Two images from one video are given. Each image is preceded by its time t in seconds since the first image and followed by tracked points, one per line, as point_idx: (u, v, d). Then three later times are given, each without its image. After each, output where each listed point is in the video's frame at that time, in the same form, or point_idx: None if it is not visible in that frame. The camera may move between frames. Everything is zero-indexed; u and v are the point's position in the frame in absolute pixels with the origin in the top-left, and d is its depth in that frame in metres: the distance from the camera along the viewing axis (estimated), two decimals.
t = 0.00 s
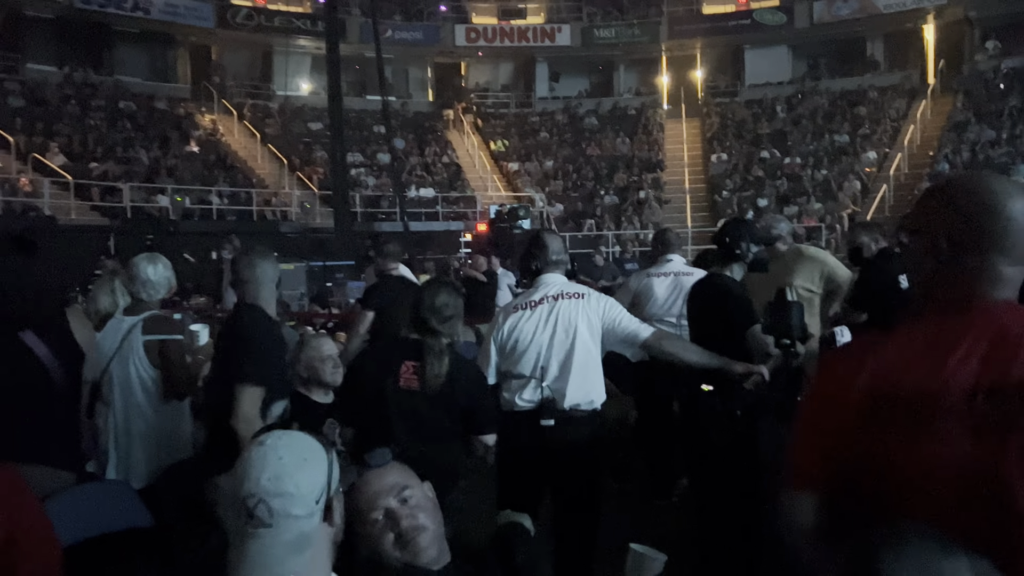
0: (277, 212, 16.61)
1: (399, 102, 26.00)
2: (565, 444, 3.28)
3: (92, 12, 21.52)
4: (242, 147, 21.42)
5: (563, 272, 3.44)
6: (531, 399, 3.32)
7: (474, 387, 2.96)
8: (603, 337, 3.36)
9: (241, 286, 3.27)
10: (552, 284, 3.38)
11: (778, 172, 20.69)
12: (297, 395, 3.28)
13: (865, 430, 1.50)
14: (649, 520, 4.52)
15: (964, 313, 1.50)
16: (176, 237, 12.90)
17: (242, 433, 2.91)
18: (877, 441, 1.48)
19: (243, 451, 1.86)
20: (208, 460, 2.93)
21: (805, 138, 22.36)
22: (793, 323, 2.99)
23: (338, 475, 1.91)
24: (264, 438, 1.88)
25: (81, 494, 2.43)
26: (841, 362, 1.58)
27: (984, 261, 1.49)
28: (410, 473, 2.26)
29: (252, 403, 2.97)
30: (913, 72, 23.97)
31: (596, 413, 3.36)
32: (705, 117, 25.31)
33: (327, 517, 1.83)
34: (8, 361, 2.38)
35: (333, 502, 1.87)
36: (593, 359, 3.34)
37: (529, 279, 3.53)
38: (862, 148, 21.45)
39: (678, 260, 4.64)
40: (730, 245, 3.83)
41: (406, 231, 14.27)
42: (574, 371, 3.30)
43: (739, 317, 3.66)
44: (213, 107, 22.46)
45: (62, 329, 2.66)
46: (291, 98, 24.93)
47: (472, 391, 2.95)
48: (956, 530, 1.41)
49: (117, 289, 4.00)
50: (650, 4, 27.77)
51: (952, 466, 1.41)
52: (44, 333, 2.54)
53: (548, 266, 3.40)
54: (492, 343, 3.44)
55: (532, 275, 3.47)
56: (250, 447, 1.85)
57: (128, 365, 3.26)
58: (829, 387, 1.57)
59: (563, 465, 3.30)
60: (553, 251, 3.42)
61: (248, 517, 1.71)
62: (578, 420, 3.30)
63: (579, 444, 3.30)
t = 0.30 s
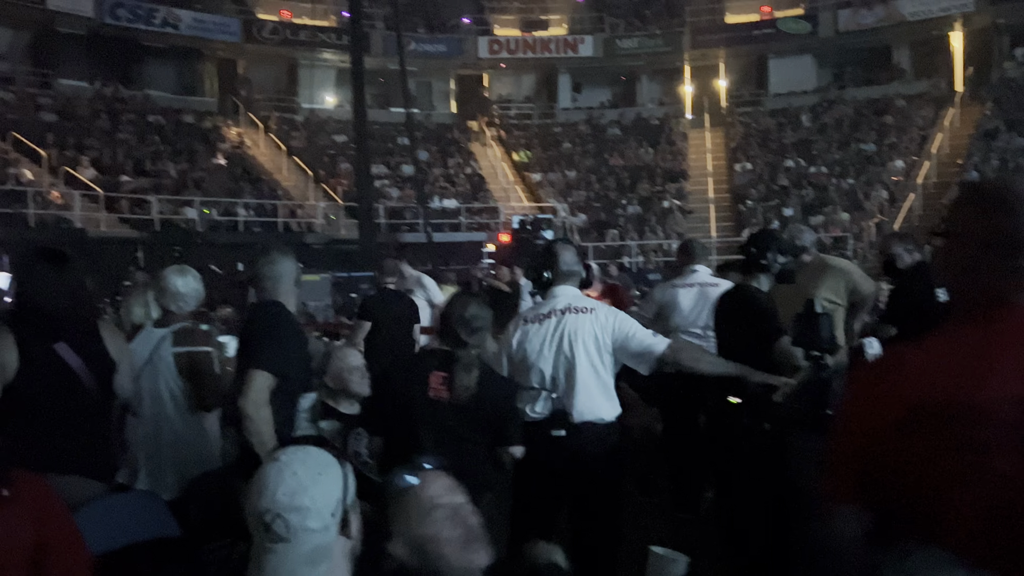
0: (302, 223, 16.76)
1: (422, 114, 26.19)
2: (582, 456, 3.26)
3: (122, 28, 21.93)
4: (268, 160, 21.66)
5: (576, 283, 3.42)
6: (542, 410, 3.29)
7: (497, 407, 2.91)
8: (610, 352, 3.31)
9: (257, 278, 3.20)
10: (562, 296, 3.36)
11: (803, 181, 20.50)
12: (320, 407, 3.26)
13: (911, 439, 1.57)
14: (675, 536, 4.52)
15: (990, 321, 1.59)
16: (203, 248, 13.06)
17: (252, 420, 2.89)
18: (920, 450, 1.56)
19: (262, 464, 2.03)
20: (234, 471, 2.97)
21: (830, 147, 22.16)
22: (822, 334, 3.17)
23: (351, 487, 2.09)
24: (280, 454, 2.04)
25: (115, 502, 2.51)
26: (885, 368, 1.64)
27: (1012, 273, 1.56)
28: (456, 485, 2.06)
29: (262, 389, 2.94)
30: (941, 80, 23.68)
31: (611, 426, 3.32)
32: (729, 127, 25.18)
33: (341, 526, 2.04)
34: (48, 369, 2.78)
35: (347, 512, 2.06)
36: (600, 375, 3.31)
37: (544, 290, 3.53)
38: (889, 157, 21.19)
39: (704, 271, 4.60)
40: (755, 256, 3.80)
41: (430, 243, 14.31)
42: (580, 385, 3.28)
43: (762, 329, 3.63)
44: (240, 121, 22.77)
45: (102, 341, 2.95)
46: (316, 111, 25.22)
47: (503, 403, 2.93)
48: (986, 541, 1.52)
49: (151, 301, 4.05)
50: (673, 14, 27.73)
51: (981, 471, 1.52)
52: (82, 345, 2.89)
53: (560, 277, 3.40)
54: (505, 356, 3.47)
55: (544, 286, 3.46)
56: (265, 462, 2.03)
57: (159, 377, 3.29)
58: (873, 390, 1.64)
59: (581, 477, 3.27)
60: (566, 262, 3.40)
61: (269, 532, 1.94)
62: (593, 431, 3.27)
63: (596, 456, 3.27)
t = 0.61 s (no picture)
0: (317, 229, 16.83)
1: (437, 120, 26.26)
2: (592, 460, 3.24)
3: (139, 36, 22.13)
4: (284, 166, 21.78)
5: (581, 289, 3.41)
6: (549, 415, 3.31)
7: (510, 413, 2.89)
8: (615, 358, 3.30)
9: (286, 283, 3.15)
10: (567, 303, 3.36)
11: (819, 185, 20.34)
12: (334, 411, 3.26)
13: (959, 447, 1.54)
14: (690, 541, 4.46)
15: None
16: (219, 254, 13.12)
17: (271, 421, 2.83)
18: (968, 467, 1.53)
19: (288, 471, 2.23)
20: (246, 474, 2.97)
21: (847, 151, 22.00)
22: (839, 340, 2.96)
23: (373, 493, 2.25)
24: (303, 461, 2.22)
25: (133, 507, 2.66)
26: (953, 371, 1.60)
27: None
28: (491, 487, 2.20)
29: (283, 391, 2.89)
30: (960, 83, 23.47)
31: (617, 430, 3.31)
32: (744, 131, 25.05)
33: (362, 533, 2.22)
34: (57, 375, 2.81)
35: (368, 519, 2.23)
36: (604, 381, 3.30)
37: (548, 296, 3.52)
38: (907, 160, 21.00)
39: (720, 276, 4.56)
40: (772, 261, 3.76)
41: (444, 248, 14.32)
42: (585, 391, 3.27)
43: (778, 334, 3.60)
44: (256, 127, 22.92)
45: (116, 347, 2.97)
46: (332, 117, 25.35)
47: (518, 408, 2.91)
48: None
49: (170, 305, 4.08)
50: (688, 18, 27.62)
51: None
52: (94, 349, 2.92)
53: (564, 282, 3.38)
54: (511, 364, 3.46)
55: (548, 293, 3.46)
56: (290, 468, 2.23)
57: (177, 382, 3.29)
58: (936, 394, 1.60)
59: (592, 482, 3.24)
60: (569, 268, 3.38)
61: (291, 536, 2.14)
62: (603, 435, 3.26)
63: (608, 460, 3.25)
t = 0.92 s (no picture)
0: (331, 234, 16.90)
1: (450, 125, 26.36)
2: (604, 462, 3.22)
3: (155, 43, 22.32)
4: (298, 172, 21.92)
5: (589, 293, 3.40)
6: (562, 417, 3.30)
7: (527, 417, 2.84)
8: (623, 362, 3.29)
9: (317, 286, 3.19)
10: (576, 307, 3.34)
11: (834, 188, 20.20)
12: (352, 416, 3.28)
13: (991, 453, 1.57)
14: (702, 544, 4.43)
15: None
16: (234, 259, 13.21)
17: (315, 427, 2.92)
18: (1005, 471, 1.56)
19: (328, 475, 2.09)
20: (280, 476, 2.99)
21: (862, 154, 21.84)
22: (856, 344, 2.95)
23: (413, 506, 2.16)
24: (341, 466, 2.13)
25: (159, 513, 2.68)
26: (985, 377, 1.63)
27: None
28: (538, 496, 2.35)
29: (325, 396, 2.96)
30: (976, 85, 23.29)
31: (628, 433, 3.30)
32: (758, 135, 24.93)
33: (402, 547, 2.11)
34: (72, 385, 3.17)
35: (408, 533, 2.13)
36: (614, 385, 3.30)
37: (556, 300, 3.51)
38: (923, 163, 20.83)
39: (733, 280, 4.54)
40: (785, 265, 3.73)
41: (458, 253, 14.36)
42: (596, 395, 3.27)
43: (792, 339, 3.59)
44: (270, 133, 23.07)
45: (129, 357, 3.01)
46: (346, 123, 25.47)
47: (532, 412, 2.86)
48: None
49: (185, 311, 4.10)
50: (702, 22, 27.57)
51: None
52: (103, 358, 3.27)
53: (571, 285, 3.38)
54: (522, 368, 3.45)
55: (557, 297, 3.44)
56: (332, 472, 2.10)
57: (194, 387, 3.30)
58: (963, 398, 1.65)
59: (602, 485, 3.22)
60: (577, 272, 3.38)
61: (330, 546, 2.02)
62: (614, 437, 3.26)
63: (621, 463, 3.24)
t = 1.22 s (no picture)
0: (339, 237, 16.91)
1: (458, 128, 26.39)
2: (612, 463, 3.19)
3: (164, 48, 22.40)
4: (307, 175, 21.96)
5: (596, 295, 3.38)
6: (570, 420, 3.25)
7: (531, 420, 2.81)
8: (631, 364, 3.23)
9: (327, 290, 3.19)
10: (583, 309, 3.32)
11: (843, 190, 20.10)
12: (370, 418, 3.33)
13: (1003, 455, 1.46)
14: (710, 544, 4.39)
15: None
16: (243, 263, 13.22)
17: (355, 433, 2.96)
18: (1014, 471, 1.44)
19: (333, 487, 1.87)
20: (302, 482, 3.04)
21: (871, 155, 21.73)
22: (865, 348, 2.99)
23: (422, 521, 1.98)
24: (349, 475, 1.91)
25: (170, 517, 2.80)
26: (1010, 371, 1.49)
27: None
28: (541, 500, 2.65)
29: (364, 400, 2.98)
30: (987, 85, 23.13)
31: (638, 435, 3.27)
32: (767, 136, 24.83)
33: (414, 561, 1.93)
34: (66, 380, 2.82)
35: (418, 548, 1.94)
36: (622, 387, 3.24)
37: (563, 302, 3.49)
38: (933, 164, 20.68)
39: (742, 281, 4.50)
40: (796, 268, 3.68)
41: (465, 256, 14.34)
42: (605, 396, 3.21)
43: (801, 340, 3.55)
44: (278, 137, 23.14)
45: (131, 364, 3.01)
46: (353, 126, 25.50)
47: (532, 417, 2.84)
48: None
49: (197, 314, 4.09)
50: (710, 23, 27.51)
51: None
52: (106, 360, 2.97)
53: (577, 288, 3.36)
54: (530, 370, 3.41)
55: (563, 300, 3.43)
56: (338, 483, 1.88)
57: (202, 390, 3.28)
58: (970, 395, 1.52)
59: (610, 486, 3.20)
60: (583, 274, 3.36)
61: (340, 564, 1.80)
62: (624, 439, 3.22)
63: (629, 464, 3.21)
